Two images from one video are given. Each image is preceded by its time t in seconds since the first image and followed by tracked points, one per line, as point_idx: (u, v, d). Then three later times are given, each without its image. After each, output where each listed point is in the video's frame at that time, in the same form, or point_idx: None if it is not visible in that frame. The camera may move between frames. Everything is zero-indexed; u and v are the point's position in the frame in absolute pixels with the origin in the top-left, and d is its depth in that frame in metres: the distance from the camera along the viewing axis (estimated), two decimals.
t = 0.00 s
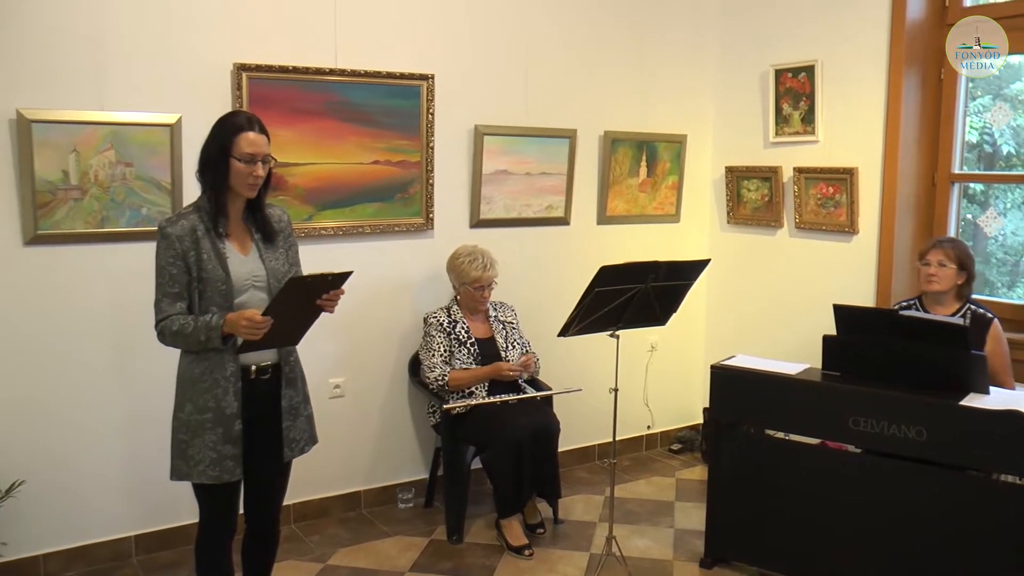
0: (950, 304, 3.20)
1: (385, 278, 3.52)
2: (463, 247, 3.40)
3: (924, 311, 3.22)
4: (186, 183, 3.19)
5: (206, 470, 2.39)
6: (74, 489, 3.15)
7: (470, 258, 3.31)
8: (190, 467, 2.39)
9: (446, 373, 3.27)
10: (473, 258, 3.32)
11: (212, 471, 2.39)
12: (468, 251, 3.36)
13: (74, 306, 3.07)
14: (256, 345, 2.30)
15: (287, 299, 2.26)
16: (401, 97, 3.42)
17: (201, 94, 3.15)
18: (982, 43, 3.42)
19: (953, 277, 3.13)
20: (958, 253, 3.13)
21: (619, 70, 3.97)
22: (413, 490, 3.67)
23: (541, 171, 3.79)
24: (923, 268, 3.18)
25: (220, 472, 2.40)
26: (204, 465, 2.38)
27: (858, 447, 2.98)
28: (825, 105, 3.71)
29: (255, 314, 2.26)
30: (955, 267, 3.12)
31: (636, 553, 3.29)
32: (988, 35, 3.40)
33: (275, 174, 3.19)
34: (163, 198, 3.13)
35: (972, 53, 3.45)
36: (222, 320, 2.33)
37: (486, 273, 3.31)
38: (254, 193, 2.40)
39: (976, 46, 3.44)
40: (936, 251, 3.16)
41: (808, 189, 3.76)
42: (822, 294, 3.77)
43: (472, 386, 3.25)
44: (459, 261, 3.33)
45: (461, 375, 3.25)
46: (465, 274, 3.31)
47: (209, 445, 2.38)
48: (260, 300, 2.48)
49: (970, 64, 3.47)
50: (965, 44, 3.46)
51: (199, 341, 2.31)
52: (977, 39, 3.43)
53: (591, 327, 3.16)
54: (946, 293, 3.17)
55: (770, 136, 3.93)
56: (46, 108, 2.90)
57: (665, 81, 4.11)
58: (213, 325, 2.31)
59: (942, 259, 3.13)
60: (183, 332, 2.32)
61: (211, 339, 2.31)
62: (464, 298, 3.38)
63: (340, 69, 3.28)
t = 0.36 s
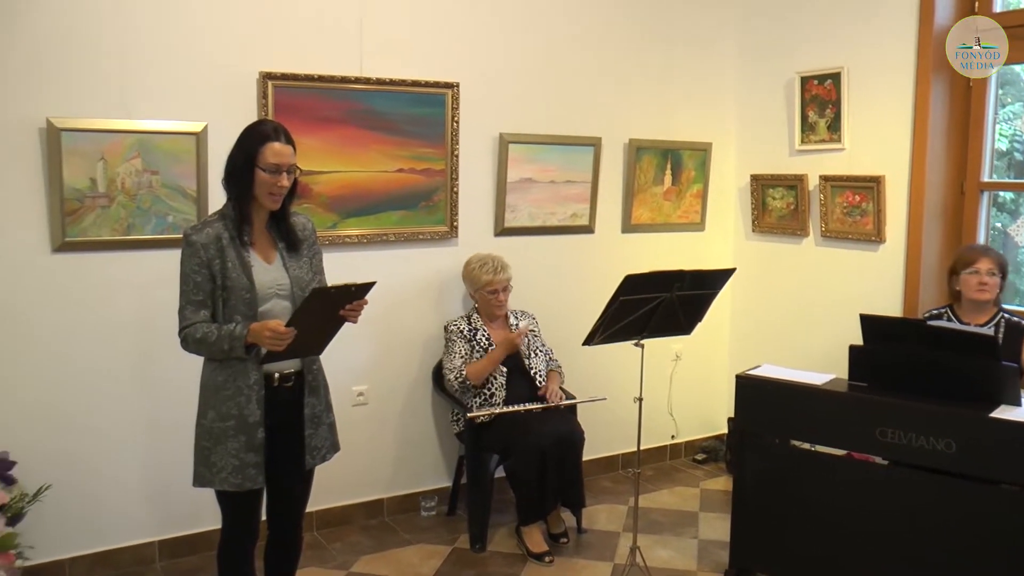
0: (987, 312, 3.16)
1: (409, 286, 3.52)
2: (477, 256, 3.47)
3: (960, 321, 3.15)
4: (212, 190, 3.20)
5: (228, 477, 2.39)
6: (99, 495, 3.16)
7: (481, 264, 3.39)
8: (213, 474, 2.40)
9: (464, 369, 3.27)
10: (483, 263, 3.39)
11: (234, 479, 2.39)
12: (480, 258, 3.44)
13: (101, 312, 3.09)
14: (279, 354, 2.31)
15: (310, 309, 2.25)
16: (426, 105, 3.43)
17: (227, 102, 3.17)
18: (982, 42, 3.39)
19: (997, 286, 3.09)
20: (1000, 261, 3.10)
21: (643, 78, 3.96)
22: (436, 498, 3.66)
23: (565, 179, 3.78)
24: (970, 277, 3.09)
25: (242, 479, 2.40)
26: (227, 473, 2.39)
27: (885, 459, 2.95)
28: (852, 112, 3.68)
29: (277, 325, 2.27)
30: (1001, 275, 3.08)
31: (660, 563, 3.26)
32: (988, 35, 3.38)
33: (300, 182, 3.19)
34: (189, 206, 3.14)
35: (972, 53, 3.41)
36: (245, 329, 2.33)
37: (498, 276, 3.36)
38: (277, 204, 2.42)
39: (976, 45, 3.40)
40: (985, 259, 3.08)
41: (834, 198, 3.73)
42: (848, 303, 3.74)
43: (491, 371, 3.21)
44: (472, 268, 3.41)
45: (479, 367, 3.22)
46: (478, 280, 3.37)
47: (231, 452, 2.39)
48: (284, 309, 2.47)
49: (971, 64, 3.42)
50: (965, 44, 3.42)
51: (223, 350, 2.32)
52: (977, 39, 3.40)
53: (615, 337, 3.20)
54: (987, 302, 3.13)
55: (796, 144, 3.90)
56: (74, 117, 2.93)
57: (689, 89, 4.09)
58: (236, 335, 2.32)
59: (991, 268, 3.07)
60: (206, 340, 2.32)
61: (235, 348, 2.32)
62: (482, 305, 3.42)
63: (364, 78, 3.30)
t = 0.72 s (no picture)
0: None
1: (430, 294, 3.48)
2: (493, 265, 3.50)
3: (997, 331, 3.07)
4: (232, 197, 3.17)
5: (249, 486, 2.35)
6: (117, 504, 3.13)
7: (496, 271, 3.43)
8: (233, 483, 2.37)
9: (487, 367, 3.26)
10: (497, 269, 3.43)
11: (255, 488, 2.36)
12: (496, 266, 3.47)
13: (121, 320, 3.06)
14: (300, 364, 2.28)
15: (334, 320, 2.22)
16: (450, 111, 3.40)
17: (248, 108, 3.14)
18: (982, 42, 3.30)
19: None
20: None
21: (668, 83, 3.91)
22: (457, 509, 3.60)
23: (589, 186, 3.73)
24: (1010, 285, 3.00)
25: (262, 488, 2.37)
26: (247, 482, 2.35)
27: (917, 473, 2.87)
28: (882, 118, 3.61)
29: (297, 333, 2.23)
30: None
31: None
32: (988, 35, 3.30)
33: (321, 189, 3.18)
34: (209, 213, 3.11)
35: (972, 53, 3.31)
36: (266, 338, 2.30)
37: (513, 280, 3.38)
38: (299, 212, 2.38)
39: (976, 45, 3.31)
40: None
41: (863, 205, 3.66)
42: (877, 312, 3.66)
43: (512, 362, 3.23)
44: (488, 277, 3.44)
45: (501, 363, 3.22)
46: (494, 287, 3.41)
47: (251, 461, 2.35)
48: (304, 317, 2.44)
49: (970, 65, 3.31)
50: (965, 44, 3.31)
51: (243, 359, 2.30)
52: (977, 39, 3.30)
53: (641, 347, 3.19)
54: None
55: (824, 150, 3.83)
56: (95, 123, 2.92)
57: (715, 94, 4.04)
58: (257, 343, 2.29)
59: None
60: (225, 348, 2.31)
61: (255, 357, 2.30)
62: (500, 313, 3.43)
63: (386, 84, 3.26)
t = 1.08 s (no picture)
0: None
1: (449, 301, 3.44)
2: (511, 271, 3.47)
3: None
4: (250, 203, 3.14)
5: (263, 492, 2.32)
6: (133, 512, 3.10)
7: (515, 277, 3.39)
8: (247, 489, 2.34)
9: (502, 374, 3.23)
10: (517, 275, 3.40)
11: (269, 494, 2.33)
12: (514, 272, 3.44)
13: (138, 327, 3.04)
14: (316, 371, 2.24)
15: (350, 327, 2.17)
16: (469, 116, 3.37)
17: (266, 113, 3.11)
18: (982, 42, 3.27)
19: None
20: None
21: (690, 87, 3.85)
22: (476, 519, 3.55)
23: (610, 192, 3.68)
24: None
25: (276, 494, 2.33)
26: (261, 488, 2.32)
27: (944, 486, 2.81)
28: (909, 122, 3.54)
29: (315, 341, 2.21)
30: None
31: None
32: (989, 34, 3.25)
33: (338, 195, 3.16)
34: (226, 218, 3.08)
35: (972, 53, 3.30)
36: (282, 343, 2.28)
37: (533, 284, 3.35)
38: (315, 217, 2.35)
39: (976, 45, 3.28)
40: None
41: (889, 211, 3.59)
42: (905, 321, 3.58)
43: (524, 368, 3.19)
44: (507, 282, 3.41)
45: (515, 371, 3.18)
46: (514, 292, 3.37)
47: (266, 467, 2.32)
48: (322, 323, 2.39)
49: (970, 64, 3.30)
50: (965, 44, 3.31)
51: (259, 365, 2.27)
52: (977, 38, 3.28)
53: (664, 355, 3.15)
54: None
55: (850, 155, 3.76)
56: (112, 129, 2.90)
57: (738, 99, 3.98)
58: (273, 349, 2.27)
59: None
60: (242, 353, 2.28)
61: (271, 363, 2.27)
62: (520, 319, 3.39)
63: (405, 88, 3.25)
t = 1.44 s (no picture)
0: None
1: (466, 307, 3.38)
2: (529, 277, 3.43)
3: None
4: (263, 207, 3.09)
5: (277, 501, 2.27)
6: (144, 521, 3.05)
7: (535, 282, 3.35)
8: (260, 498, 2.28)
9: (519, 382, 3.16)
10: (537, 281, 3.35)
11: (282, 503, 2.27)
12: (531, 279, 3.39)
13: (150, 333, 2.99)
14: (332, 375, 2.18)
15: (367, 328, 2.13)
16: (485, 119, 3.32)
17: (281, 116, 3.06)
18: (982, 42, 3.28)
19: None
20: None
21: (711, 90, 3.79)
22: (492, 530, 3.49)
23: (630, 197, 3.61)
24: None
25: (290, 503, 2.28)
26: (274, 497, 2.27)
27: (976, 499, 2.77)
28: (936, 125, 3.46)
29: (330, 342, 2.15)
30: None
31: None
32: (989, 35, 3.26)
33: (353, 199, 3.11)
34: (239, 223, 3.03)
35: (972, 53, 3.31)
36: (296, 348, 2.22)
37: (554, 289, 3.30)
38: (330, 220, 2.29)
39: (976, 45, 3.29)
40: None
41: (916, 217, 3.50)
42: (933, 329, 3.49)
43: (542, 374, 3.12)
44: (527, 288, 3.37)
45: (531, 379, 3.12)
46: (535, 298, 3.33)
47: (279, 476, 2.27)
48: (335, 328, 2.34)
49: (970, 64, 3.32)
50: (965, 44, 3.33)
51: (273, 370, 2.21)
52: (977, 38, 3.29)
53: (685, 363, 3.08)
54: None
55: (875, 159, 3.68)
56: (124, 132, 2.85)
57: (760, 101, 3.90)
58: (287, 354, 2.20)
59: None
60: (256, 360, 2.22)
61: (285, 367, 2.21)
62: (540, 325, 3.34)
63: (421, 91, 3.20)
